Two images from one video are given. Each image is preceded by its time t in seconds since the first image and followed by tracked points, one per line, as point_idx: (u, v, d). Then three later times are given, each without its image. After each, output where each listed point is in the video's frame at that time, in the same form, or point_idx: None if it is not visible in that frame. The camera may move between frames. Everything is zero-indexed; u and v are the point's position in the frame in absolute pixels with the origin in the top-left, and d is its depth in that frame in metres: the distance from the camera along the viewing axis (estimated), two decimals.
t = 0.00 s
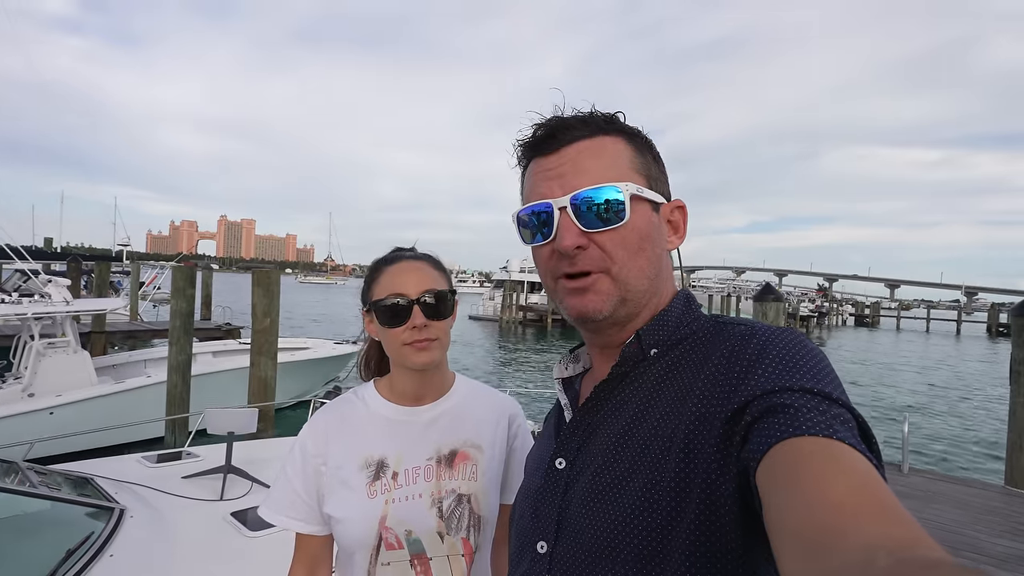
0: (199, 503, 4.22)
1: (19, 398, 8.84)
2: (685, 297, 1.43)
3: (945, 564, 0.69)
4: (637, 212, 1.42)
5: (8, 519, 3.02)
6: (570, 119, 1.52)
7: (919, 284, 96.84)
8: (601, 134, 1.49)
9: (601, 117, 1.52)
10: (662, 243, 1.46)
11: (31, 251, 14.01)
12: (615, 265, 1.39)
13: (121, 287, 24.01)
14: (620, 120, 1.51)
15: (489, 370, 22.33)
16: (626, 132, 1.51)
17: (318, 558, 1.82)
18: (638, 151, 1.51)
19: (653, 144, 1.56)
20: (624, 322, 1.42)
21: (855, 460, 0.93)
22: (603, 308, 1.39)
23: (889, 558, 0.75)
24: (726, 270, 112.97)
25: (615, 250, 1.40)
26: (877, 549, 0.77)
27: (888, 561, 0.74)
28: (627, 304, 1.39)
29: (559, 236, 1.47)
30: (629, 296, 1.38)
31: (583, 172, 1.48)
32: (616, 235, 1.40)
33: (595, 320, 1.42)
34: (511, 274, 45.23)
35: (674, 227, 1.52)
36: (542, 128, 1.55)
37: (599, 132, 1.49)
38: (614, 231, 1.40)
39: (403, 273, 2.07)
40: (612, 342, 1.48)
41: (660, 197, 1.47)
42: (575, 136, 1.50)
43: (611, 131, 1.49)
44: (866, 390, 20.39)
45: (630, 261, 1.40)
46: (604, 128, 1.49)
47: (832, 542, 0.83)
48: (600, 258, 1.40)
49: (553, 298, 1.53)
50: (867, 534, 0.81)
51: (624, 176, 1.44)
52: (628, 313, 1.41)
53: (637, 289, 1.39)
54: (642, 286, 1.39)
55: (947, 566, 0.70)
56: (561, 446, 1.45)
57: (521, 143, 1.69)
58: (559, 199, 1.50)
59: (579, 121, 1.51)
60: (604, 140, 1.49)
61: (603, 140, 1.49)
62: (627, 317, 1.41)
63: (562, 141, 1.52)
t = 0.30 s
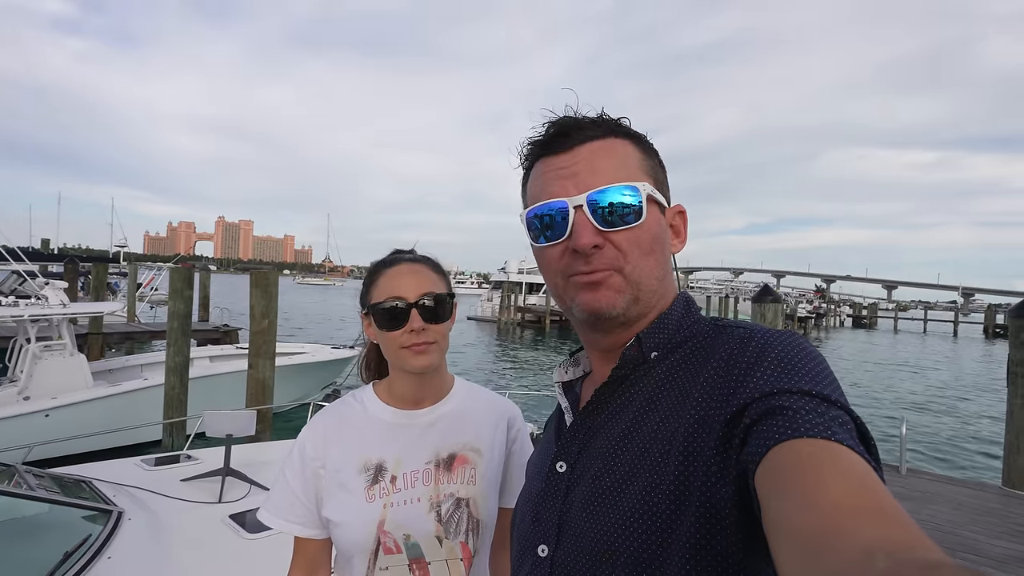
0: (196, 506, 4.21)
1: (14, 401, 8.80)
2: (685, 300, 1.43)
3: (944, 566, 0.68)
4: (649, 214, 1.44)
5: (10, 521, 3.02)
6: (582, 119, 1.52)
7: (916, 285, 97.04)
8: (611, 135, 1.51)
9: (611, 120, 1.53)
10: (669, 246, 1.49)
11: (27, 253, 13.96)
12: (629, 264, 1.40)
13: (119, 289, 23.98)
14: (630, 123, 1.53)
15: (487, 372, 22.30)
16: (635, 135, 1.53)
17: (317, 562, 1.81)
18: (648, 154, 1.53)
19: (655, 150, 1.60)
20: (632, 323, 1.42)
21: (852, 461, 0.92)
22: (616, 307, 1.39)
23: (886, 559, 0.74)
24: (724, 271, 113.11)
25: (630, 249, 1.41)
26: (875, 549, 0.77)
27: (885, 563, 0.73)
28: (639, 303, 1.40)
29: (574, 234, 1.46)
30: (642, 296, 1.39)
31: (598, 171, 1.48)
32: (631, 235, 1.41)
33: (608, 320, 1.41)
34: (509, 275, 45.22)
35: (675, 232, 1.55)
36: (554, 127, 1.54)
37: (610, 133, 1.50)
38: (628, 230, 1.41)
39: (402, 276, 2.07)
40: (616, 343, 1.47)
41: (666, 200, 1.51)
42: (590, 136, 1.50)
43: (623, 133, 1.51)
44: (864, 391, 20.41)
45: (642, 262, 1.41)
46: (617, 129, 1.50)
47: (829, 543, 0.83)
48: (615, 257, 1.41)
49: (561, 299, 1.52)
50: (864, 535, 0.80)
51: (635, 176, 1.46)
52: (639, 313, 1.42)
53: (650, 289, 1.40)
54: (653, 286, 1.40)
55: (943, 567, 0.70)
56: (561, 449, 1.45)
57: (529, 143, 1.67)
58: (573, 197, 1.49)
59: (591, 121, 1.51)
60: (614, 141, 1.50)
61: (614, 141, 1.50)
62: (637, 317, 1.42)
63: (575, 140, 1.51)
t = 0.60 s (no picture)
0: (193, 509, 4.17)
1: (8, 403, 8.76)
2: (686, 301, 1.41)
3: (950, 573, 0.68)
4: (581, 227, 1.38)
5: (9, 524, 3.02)
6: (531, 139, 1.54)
7: (911, 287, 97.43)
8: (560, 147, 1.48)
9: (563, 129, 1.48)
10: (628, 252, 1.36)
11: (22, 255, 13.89)
12: (562, 280, 1.41)
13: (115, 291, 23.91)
14: (581, 128, 1.45)
15: (484, 374, 22.27)
16: (586, 139, 1.44)
17: (311, 564, 1.80)
18: (598, 157, 1.41)
19: (634, 140, 1.43)
20: (593, 330, 1.44)
21: (856, 466, 0.91)
22: (558, 322, 1.44)
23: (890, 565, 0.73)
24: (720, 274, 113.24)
25: (561, 266, 1.41)
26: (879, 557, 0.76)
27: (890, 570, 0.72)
28: (581, 316, 1.41)
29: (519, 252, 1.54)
30: (580, 309, 1.40)
31: (534, 191, 1.50)
32: (558, 252, 1.41)
33: (562, 330, 1.48)
34: (507, 277, 45.21)
35: (649, 231, 1.36)
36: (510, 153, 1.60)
37: (557, 146, 1.48)
38: (555, 248, 1.41)
39: (395, 278, 2.06)
40: (605, 347, 1.47)
41: (620, 203, 1.37)
42: (533, 156, 1.53)
43: (569, 143, 1.46)
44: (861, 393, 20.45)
45: (578, 275, 1.39)
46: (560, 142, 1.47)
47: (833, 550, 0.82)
48: (550, 274, 1.43)
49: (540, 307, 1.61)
50: (868, 542, 0.80)
51: (569, 191, 1.42)
52: (588, 324, 1.43)
53: (586, 302, 1.39)
54: (588, 299, 1.38)
55: None
56: (560, 450, 1.44)
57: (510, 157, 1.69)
58: (518, 218, 1.56)
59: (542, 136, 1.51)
60: (562, 153, 1.47)
61: (560, 154, 1.47)
62: (589, 327, 1.43)
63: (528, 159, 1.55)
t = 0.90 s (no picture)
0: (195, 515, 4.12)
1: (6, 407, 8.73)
2: (692, 304, 1.39)
3: None
4: (558, 242, 1.40)
5: (9, 532, 3.04)
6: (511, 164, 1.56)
7: (910, 287, 97.51)
8: (533, 168, 1.49)
9: (533, 150, 1.51)
10: (606, 261, 1.36)
11: (20, 259, 13.84)
12: (547, 295, 1.43)
13: (113, 295, 23.84)
14: (549, 146, 1.46)
15: (483, 376, 22.24)
16: (557, 155, 1.45)
17: (308, 569, 1.78)
18: (568, 171, 1.42)
19: (607, 146, 1.41)
20: (588, 338, 1.44)
21: (864, 473, 0.90)
22: (553, 334, 1.47)
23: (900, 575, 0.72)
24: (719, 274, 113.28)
25: (545, 281, 1.43)
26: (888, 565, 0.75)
27: None
28: (572, 327, 1.43)
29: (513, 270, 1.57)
30: (569, 321, 1.42)
31: (513, 212, 1.53)
32: (541, 269, 1.43)
33: (562, 341, 1.50)
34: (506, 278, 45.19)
35: (627, 236, 1.34)
36: (498, 176, 1.64)
37: (529, 168, 1.50)
38: (537, 266, 1.44)
39: (391, 281, 2.05)
40: (605, 351, 1.47)
41: (594, 214, 1.37)
42: (513, 178, 1.56)
43: (541, 162, 1.48)
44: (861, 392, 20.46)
45: (561, 288, 1.40)
46: (533, 162, 1.49)
47: (842, 557, 0.81)
48: (538, 290, 1.46)
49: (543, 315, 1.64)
50: (877, 548, 0.79)
51: (542, 211, 1.44)
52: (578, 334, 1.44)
53: (573, 313, 1.40)
54: (572, 311, 1.39)
55: None
56: (565, 453, 1.43)
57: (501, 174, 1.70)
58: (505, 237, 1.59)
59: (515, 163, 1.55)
60: (536, 174, 1.48)
61: (534, 173, 1.49)
62: (581, 336, 1.44)
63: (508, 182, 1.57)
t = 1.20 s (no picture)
0: (192, 518, 4.07)
1: None
2: (687, 307, 1.38)
3: None
4: (551, 250, 1.39)
5: (8, 535, 3.03)
6: (499, 176, 1.57)
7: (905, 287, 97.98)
8: (520, 179, 1.49)
9: (520, 160, 1.50)
10: (598, 267, 1.35)
11: (13, 261, 13.72)
12: (543, 303, 1.42)
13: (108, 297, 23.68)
14: (535, 156, 1.46)
15: (480, 377, 22.21)
16: (543, 163, 1.45)
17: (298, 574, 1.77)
18: (555, 179, 1.42)
19: (592, 149, 1.41)
20: (585, 344, 1.43)
21: (864, 477, 0.88)
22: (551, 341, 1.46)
23: None
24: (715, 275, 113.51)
25: (540, 290, 1.42)
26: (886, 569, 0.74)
27: None
28: (568, 333, 1.42)
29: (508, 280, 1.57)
30: (564, 327, 1.41)
31: (504, 223, 1.53)
32: (535, 278, 1.42)
33: (560, 348, 1.49)
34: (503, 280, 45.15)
35: (619, 240, 1.33)
36: (488, 187, 1.64)
37: (517, 179, 1.50)
38: (532, 275, 1.43)
39: (384, 283, 2.04)
40: (600, 356, 1.46)
41: (584, 220, 1.36)
42: (502, 188, 1.55)
43: (528, 171, 1.47)
44: (857, 392, 20.52)
45: (555, 295, 1.39)
46: (519, 171, 1.49)
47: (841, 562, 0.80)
48: (534, 298, 1.46)
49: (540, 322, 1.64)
50: (876, 552, 0.78)
51: (533, 221, 1.43)
52: (573, 340, 1.43)
53: (568, 320, 1.39)
54: (569, 318, 1.38)
55: None
56: (561, 456, 1.42)
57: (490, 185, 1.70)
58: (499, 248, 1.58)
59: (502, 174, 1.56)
60: (525, 183, 1.47)
61: (522, 182, 1.49)
62: (577, 342, 1.43)
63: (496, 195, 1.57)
